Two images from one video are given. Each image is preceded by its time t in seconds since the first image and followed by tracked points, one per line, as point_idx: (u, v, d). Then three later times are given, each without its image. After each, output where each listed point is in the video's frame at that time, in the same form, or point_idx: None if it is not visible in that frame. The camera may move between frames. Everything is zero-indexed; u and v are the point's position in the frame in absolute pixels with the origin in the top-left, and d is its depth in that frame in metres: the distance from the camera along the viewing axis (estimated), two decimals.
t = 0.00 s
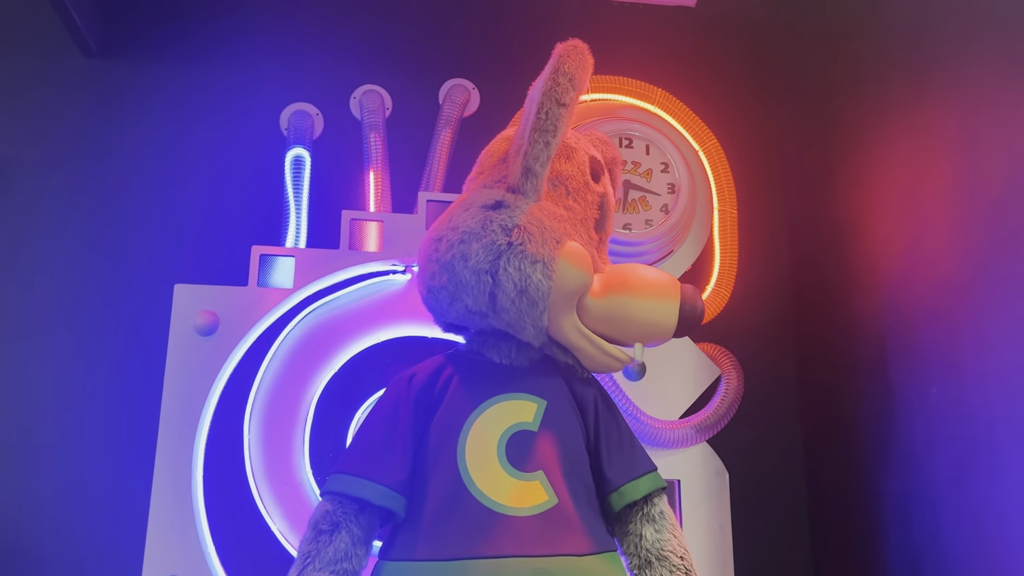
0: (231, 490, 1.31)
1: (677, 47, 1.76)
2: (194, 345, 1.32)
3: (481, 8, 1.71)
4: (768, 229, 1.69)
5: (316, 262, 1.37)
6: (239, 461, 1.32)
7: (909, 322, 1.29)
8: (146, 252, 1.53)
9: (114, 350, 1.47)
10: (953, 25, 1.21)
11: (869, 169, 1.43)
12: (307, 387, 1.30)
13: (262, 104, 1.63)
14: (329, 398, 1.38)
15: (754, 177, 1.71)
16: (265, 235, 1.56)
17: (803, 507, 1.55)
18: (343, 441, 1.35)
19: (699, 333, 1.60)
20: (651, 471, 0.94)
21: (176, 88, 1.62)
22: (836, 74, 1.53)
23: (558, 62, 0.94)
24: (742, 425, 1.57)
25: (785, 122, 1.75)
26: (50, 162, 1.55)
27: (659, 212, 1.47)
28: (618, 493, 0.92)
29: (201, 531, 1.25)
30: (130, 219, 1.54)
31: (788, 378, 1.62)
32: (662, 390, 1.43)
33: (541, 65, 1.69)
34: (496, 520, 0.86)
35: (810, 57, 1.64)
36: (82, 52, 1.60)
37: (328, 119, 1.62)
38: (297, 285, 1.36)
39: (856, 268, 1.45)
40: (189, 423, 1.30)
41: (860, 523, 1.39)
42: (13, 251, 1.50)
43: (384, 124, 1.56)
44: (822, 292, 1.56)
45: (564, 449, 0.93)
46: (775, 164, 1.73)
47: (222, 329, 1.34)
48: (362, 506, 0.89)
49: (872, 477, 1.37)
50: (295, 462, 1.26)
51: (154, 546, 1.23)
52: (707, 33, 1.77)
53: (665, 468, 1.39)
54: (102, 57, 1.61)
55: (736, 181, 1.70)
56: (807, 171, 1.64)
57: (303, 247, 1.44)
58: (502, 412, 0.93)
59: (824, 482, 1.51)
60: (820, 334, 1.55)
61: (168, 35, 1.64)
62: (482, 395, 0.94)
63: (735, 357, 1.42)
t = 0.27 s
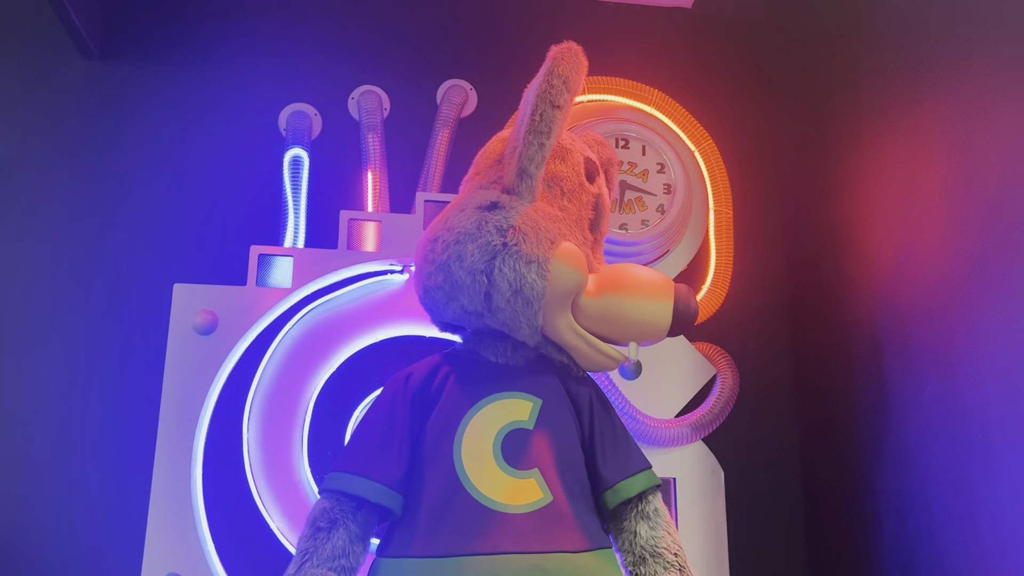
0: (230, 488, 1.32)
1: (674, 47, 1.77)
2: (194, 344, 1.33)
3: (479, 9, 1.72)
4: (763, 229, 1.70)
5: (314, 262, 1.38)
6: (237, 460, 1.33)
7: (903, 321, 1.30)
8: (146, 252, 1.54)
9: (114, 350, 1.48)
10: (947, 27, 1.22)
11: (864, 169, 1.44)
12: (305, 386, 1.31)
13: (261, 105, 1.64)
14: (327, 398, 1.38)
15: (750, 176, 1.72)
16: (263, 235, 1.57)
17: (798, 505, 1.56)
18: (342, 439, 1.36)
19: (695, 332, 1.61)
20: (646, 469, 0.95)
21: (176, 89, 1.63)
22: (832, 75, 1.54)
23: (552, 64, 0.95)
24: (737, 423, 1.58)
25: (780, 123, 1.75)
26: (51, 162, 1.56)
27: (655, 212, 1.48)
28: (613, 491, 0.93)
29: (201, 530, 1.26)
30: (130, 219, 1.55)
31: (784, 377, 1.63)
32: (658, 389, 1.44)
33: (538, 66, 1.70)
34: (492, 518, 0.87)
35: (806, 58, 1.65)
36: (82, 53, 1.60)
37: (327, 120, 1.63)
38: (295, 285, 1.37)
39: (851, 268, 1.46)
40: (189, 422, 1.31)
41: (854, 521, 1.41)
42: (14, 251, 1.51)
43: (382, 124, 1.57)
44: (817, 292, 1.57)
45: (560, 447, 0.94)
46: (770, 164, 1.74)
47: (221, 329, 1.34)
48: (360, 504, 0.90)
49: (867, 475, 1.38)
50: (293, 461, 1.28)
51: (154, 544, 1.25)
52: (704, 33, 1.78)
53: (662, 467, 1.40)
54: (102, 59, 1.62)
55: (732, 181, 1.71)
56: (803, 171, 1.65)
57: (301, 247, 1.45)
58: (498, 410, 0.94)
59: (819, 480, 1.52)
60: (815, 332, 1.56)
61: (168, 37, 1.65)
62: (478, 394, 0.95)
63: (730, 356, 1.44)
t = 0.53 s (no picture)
0: (230, 487, 1.33)
1: (672, 48, 1.77)
2: (193, 344, 1.34)
3: (477, 9, 1.73)
4: (760, 229, 1.70)
5: (313, 262, 1.39)
6: (237, 459, 1.34)
7: (898, 320, 1.31)
8: (145, 252, 1.55)
9: (113, 349, 1.49)
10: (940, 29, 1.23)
11: (859, 169, 1.45)
12: (304, 386, 1.32)
13: (260, 105, 1.64)
14: (326, 397, 1.39)
15: (746, 176, 1.73)
16: (262, 235, 1.58)
17: (794, 503, 1.57)
18: (340, 438, 1.37)
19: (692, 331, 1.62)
20: (642, 468, 0.96)
21: (175, 90, 1.64)
22: (827, 76, 1.55)
23: (550, 67, 0.96)
24: (734, 422, 1.59)
25: (776, 123, 1.76)
26: (50, 163, 1.57)
27: (652, 212, 1.49)
28: (610, 489, 0.94)
29: (201, 528, 1.27)
30: (129, 219, 1.56)
31: (780, 376, 1.64)
32: (655, 388, 1.45)
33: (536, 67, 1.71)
34: (489, 516, 0.88)
35: (802, 59, 1.66)
36: (82, 54, 1.61)
37: (326, 120, 1.64)
38: (294, 285, 1.38)
39: (846, 268, 1.47)
40: (188, 421, 1.31)
41: (849, 519, 1.42)
42: (14, 251, 1.51)
43: (381, 125, 1.58)
44: (813, 291, 1.58)
45: (556, 446, 0.95)
46: (766, 164, 1.74)
47: (221, 328, 1.35)
48: (359, 502, 0.91)
49: (861, 473, 1.39)
50: (292, 460, 1.28)
51: (154, 542, 1.25)
52: (701, 34, 1.79)
53: (659, 465, 1.41)
54: (102, 59, 1.63)
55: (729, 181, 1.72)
56: (798, 171, 1.66)
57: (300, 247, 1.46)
58: (496, 410, 0.95)
59: (814, 478, 1.53)
60: (812, 332, 1.57)
61: (167, 37, 1.65)
62: (476, 394, 0.96)
63: (727, 356, 1.45)
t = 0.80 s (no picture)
0: (230, 484, 1.34)
1: (669, 47, 1.78)
2: (193, 342, 1.35)
3: (474, 9, 1.74)
4: (757, 228, 1.71)
5: (312, 261, 1.40)
6: (237, 456, 1.35)
7: (893, 319, 1.32)
8: (146, 252, 1.56)
9: (114, 348, 1.50)
10: (934, 29, 1.23)
11: (854, 168, 1.46)
12: (302, 384, 1.33)
13: (259, 105, 1.65)
14: (325, 396, 1.40)
15: (743, 175, 1.74)
16: (262, 235, 1.59)
17: (790, 501, 1.58)
18: (339, 436, 1.38)
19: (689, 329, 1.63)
20: (637, 465, 0.97)
21: (175, 90, 1.65)
22: (823, 75, 1.55)
23: (544, 68, 0.97)
24: (731, 419, 1.60)
25: (772, 122, 1.77)
26: (50, 162, 1.58)
27: (649, 211, 1.50)
28: (605, 486, 0.95)
29: (201, 525, 1.28)
30: (129, 218, 1.57)
31: (777, 373, 1.65)
32: (652, 385, 1.46)
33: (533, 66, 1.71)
34: (484, 512, 0.89)
35: (799, 58, 1.67)
36: (82, 54, 1.62)
37: (324, 119, 1.65)
38: (293, 284, 1.39)
39: (842, 266, 1.48)
40: (188, 419, 1.33)
41: (845, 515, 1.43)
42: (15, 251, 1.52)
43: (379, 124, 1.58)
44: (809, 289, 1.59)
45: (552, 444, 0.96)
46: (763, 163, 1.75)
47: (220, 327, 1.36)
48: (356, 500, 0.92)
49: (857, 470, 1.40)
50: (291, 458, 1.29)
51: (154, 539, 1.27)
52: (698, 33, 1.80)
53: (656, 462, 1.42)
54: (102, 59, 1.64)
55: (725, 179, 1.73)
56: (794, 170, 1.66)
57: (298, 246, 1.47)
58: (492, 408, 0.96)
59: (810, 475, 1.54)
60: (808, 330, 1.58)
61: (166, 37, 1.66)
62: (472, 392, 0.97)
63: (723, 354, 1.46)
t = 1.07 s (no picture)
0: (231, 481, 1.35)
1: (668, 46, 1.78)
2: (194, 341, 1.36)
3: (474, 8, 1.74)
4: (756, 227, 1.72)
5: (312, 259, 1.40)
6: (238, 454, 1.36)
7: (890, 317, 1.32)
8: (146, 251, 1.57)
9: (116, 346, 1.51)
10: (931, 28, 1.24)
11: (852, 167, 1.46)
12: (303, 382, 1.34)
13: (259, 104, 1.66)
14: (325, 393, 1.41)
15: (742, 173, 1.74)
16: (263, 233, 1.59)
17: (789, 498, 1.59)
18: (339, 434, 1.39)
19: (688, 327, 1.64)
20: (635, 462, 0.98)
21: (176, 89, 1.65)
22: (822, 73, 1.56)
23: (542, 67, 0.97)
24: (730, 417, 1.61)
25: (770, 121, 1.77)
26: (52, 162, 1.58)
27: (648, 209, 1.50)
28: (603, 483, 0.96)
29: (202, 521, 1.29)
30: (130, 217, 1.58)
31: (775, 371, 1.65)
32: (651, 383, 1.47)
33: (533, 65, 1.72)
34: (484, 509, 0.89)
35: (798, 56, 1.67)
36: (83, 54, 1.63)
37: (324, 118, 1.65)
38: (294, 282, 1.40)
39: (840, 264, 1.49)
40: (189, 417, 1.33)
41: (843, 513, 1.43)
42: (16, 250, 1.53)
43: (379, 123, 1.59)
44: (808, 287, 1.59)
45: (550, 441, 0.96)
46: (762, 162, 1.76)
47: (222, 325, 1.37)
48: (356, 496, 0.93)
49: (854, 468, 1.40)
50: (292, 455, 1.30)
51: (156, 535, 1.28)
52: (697, 32, 1.80)
53: (655, 459, 1.43)
54: (103, 59, 1.64)
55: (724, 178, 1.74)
56: (793, 168, 1.67)
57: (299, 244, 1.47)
58: (491, 405, 0.96)
59: (808, 473, 1.54)
60: (806, 328, 1.58)
61: (167, 36, 1.67)
62: (471, 389, 0.98)
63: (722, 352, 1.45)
